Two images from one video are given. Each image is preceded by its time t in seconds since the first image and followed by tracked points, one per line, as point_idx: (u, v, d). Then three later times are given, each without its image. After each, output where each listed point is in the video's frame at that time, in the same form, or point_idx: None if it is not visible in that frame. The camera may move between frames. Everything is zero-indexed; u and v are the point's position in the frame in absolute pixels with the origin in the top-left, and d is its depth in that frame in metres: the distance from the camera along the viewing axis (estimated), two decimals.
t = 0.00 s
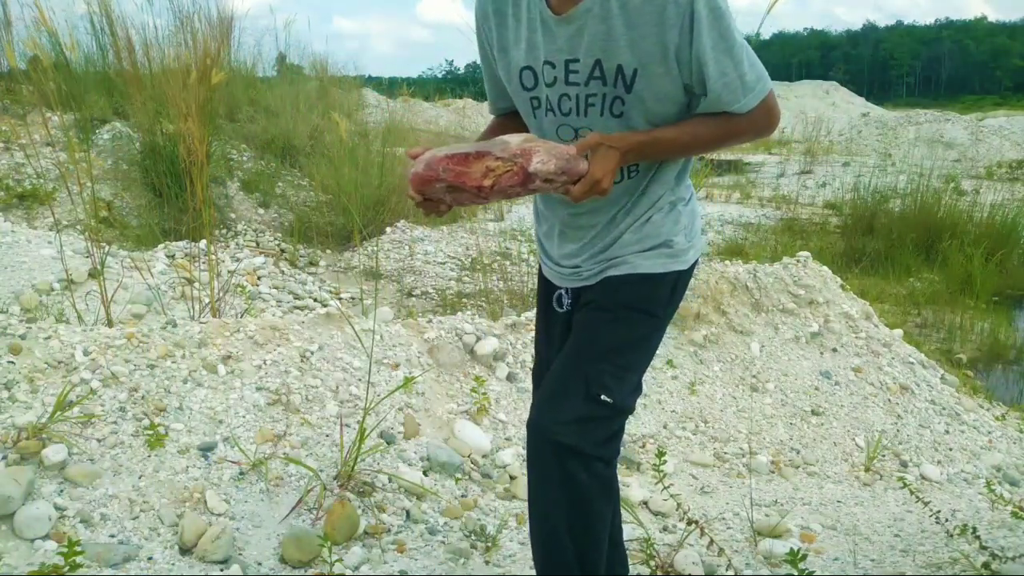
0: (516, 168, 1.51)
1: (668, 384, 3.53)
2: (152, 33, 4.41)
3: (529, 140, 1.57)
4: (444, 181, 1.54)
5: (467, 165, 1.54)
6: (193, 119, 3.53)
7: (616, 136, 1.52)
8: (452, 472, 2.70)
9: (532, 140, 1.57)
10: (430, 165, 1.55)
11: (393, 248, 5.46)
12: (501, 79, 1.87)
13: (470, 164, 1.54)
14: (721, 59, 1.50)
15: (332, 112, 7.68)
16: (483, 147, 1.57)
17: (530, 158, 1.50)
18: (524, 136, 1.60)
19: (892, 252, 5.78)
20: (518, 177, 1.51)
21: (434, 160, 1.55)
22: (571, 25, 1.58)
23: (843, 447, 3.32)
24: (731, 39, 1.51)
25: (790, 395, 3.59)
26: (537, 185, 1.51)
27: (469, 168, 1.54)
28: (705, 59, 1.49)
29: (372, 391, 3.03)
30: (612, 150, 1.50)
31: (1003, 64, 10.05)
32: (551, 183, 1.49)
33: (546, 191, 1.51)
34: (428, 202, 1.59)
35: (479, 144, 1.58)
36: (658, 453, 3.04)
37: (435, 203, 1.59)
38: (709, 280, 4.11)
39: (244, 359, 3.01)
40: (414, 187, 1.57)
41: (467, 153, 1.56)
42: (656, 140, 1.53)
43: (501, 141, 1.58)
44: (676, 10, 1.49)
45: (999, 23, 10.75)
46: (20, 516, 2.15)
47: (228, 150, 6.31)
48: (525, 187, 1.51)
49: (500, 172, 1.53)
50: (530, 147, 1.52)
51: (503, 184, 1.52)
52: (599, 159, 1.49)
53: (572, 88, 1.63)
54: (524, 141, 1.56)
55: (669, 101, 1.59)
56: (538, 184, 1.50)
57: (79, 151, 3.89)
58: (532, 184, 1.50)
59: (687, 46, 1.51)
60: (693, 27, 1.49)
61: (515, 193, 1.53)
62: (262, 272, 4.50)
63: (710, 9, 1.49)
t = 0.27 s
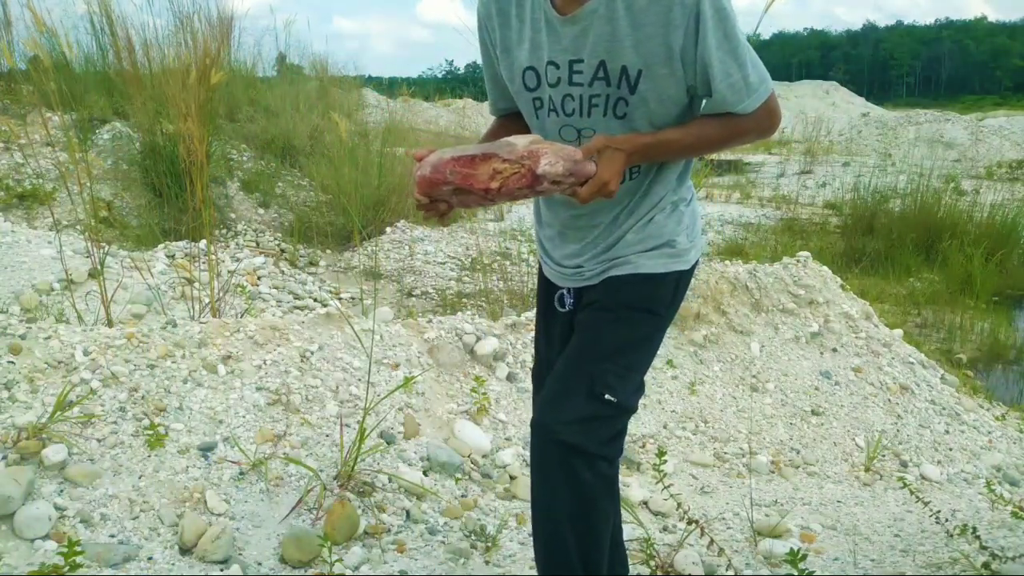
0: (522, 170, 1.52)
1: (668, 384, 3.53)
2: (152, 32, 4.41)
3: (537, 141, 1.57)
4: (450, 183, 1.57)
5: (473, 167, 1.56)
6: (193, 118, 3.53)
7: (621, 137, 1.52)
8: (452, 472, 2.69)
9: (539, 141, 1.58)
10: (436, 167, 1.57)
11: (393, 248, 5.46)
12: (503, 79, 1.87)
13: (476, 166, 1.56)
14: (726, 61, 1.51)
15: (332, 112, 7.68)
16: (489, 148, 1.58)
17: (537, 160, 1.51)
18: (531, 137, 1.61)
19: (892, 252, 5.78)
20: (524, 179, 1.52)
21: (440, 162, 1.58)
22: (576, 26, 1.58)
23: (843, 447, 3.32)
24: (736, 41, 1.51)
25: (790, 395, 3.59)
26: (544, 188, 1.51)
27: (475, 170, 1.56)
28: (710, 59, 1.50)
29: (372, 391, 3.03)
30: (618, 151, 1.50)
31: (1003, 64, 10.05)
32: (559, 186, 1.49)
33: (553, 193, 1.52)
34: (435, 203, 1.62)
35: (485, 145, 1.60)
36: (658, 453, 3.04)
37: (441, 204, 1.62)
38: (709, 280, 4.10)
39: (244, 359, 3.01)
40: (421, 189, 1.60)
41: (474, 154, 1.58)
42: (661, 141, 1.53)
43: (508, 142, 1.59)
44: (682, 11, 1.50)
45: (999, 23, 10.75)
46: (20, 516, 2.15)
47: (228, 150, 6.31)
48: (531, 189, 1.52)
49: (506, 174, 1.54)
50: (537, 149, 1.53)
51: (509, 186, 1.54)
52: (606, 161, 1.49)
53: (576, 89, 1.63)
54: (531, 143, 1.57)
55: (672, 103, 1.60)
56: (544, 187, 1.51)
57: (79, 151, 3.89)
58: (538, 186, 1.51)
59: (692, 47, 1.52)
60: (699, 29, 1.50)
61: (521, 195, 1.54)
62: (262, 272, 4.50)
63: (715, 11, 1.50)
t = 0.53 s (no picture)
0: (525, 174, 1.55)
1: (668, 384, 3.53)
2: (152, 32, 4.40)
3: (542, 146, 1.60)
4: (454, 185, 1.60)
5: (478, 169, 1.60)
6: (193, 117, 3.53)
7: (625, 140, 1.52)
8: (452, 472, 2.69)
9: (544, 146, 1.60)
10: (441, 169, 1.61)
11: (393, 249, 5.46)
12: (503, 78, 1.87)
13: (481, 169, 1.60)
14: (728, 61, 1.51)
15: (332, 112, 7.68)
16: (495, 152, 1.61)
17: (541, 163, 1.53)
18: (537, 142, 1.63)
19: (892, 252, 5.79)
20: (527, 182, 1.54)
21: (445, 164, 1.62)
22: (579, 26, 1.58)
23: (843, 447, 3.32)
24: (737, 41, 1.52)
25: (790, 395, 3.59)
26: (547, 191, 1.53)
27: (480, 173, 1.60)
28: (713, 60, 1.50)
29: (372, 391, 3.04)
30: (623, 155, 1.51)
31: (1003, 64, 10.04)
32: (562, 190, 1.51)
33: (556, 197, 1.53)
34: (438, 205, 1.66)
35: (490, 149, 1.63)
36: (658, 453, 3.04)
37: (445, 207, 1.66)
38: (708, 280, 4.11)
39: (244, 359, 3.01)
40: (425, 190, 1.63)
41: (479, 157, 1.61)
42: (665, 143, 1.53)
43: (513, 146, 1.62)
44: (686, 11, 1.50)
45: (999, 23, 10.75)
46: (20, 516, 2.15)
47: (228, 150, 6.31)
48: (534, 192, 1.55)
49: (510, 177, 1.57)
50: (541, 154, 1.55)
51: (512, 189, 1.56)
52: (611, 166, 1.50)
53: (577, 90, 1.63)
54: (535, 147, 1.59)
55: (673, 102, 1.60)
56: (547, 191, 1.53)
57: (79, 151, 3.89)
58: (541, 189, 1.53)
59: (695, 48, 1.52)
60: (701, 28, 1.50)
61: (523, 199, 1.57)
62: (262, 272, 4.50)
63: (718, 11, 1.50)
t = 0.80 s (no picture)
0: (527, 177, 1.57)
1: (668, 384, 3.53)
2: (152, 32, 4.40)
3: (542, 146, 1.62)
4: (457, 191, 1.63)
5: (479, 174, 1.63)
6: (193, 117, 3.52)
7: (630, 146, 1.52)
8: (452, 471, 2.69)
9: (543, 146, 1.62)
10: (443, 175, 1.64)
11: (393, 249, 5.46)
12: (505, 80, 1.87)
13: (482, 173, 1.62)
14: (732, 65, 1.52)
15: (332, 112, 7.68)
16: (495, 155, 1.63)
17: (541, 167, 1.54)
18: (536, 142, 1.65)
19: (892, 252, 5.79)
20: (528, 186, 1.57)
21: (446, 170, 1.64)
22: (583, 31, 1.58)
23: (843, 447, 3.32)
24: (742, 46, 1.52)
25: (790, 395, 3.59)
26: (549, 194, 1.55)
27: (481, 177, 1.63)
28: (718, 66, 1.51)
29: (373, 391, 3.04)
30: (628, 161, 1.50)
31: (1003, 64, 10.05)
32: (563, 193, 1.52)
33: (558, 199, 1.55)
34: (443, 211, 1.69)
35: (490, 152, 1.65)
36: (658, 453, 3.04)
37: (449, 212, 1.69)
38: (708, 280, 4.11)
39: (244, 359, 3.01)
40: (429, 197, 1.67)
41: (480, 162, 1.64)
42: (671, 148, 1.54)
43: (512, 147, 1.64)
44: (691, 17, 1.50)
45: (999, 23, 10.75)
46: (19, 516, 2.15)
47: (228, 150, 6.31)
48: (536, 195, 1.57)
49: (511, 181, 1.59)
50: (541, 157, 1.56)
51: (514, 194, 1.59)
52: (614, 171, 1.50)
53: (580, 93, 1.63)
54: (535, 148, 1.61)
55: (678, 106, 1.60)
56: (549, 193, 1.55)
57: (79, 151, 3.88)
58: (543, 192, 1.55)
59: (699, 53, 1.52)
60: (706, 34, 1.50)
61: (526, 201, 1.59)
62: (262, 272, 4.50)
63: (723, 16, 1.50)
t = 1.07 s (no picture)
0: (529, 176, 1.57)
1: (668, 384, 3.52)
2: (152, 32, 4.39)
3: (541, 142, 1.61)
4: (459, 192, 1.63)
5: (480, 174, 1.62)
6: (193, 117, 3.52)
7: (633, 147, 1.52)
8: (452, 471, 2.69)
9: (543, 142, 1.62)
10: (444, 176, 1.64)
11: (393, 249, 5.46)
12: (504, 81, 1.87)
13: (483, 173, 1.62)
14: (733, 68, 1.56)
15: (332, 112, 7.68)
16: (494, 154, 1.63)
17: (543, 166, 1.54)
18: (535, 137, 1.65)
19: (892, 252, 5.79)
20: (532, 184, 1.56)
21: (447, 171, 1.64)
22: (584, 34, 1.58)
23: (843, 447, 3.32)
24: (742, 50, 1.55)
25: (790, 395, 3.59)
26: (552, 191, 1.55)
27: (482, 177, 1.62)
28: (720, 70, 1.54)
29: (373, 391, 3.04)
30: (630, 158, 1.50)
31: (1003, 64, 10.04)
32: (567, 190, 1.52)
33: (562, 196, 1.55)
34: (446, 212, 1.69)
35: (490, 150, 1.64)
36: (658, 453, 3.04)
37: (452, 212, 1.69)
38: (708, 280, 4.11)
39: (244, 359, 3.01)
40: (431, 200, 1.67)
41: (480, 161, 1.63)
42: (672, 150, 1.55)
43: (511, 145, 1.64)
44: (694, 22, 1.51)
45: (999, 23, 10.75)
46: (20, 516, 2.15)
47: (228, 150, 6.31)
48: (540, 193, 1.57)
49: (513, 180, 1.59)
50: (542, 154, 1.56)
51: (517, 192, 1.59)
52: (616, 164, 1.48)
53: (581, 96, 1.63)
54: (535, 145, 1.60)
55: (678, 110, 1.62)
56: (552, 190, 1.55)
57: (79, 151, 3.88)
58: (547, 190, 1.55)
59: (701, 57, 1.54)
60: (708, 38, 1.52)
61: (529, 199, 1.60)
62: (262, 272, 4.50)
63: (725, 22, 1.52)
